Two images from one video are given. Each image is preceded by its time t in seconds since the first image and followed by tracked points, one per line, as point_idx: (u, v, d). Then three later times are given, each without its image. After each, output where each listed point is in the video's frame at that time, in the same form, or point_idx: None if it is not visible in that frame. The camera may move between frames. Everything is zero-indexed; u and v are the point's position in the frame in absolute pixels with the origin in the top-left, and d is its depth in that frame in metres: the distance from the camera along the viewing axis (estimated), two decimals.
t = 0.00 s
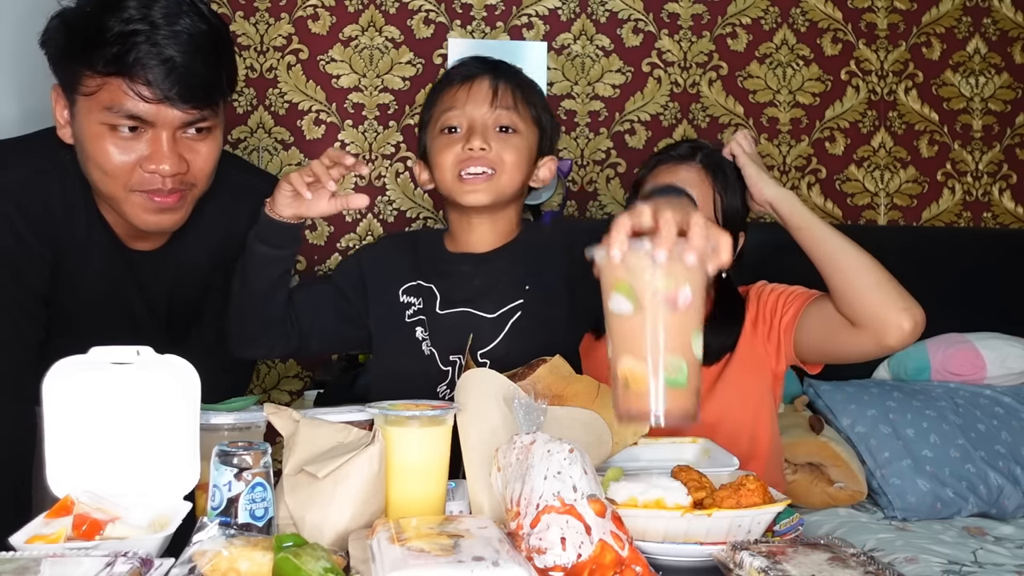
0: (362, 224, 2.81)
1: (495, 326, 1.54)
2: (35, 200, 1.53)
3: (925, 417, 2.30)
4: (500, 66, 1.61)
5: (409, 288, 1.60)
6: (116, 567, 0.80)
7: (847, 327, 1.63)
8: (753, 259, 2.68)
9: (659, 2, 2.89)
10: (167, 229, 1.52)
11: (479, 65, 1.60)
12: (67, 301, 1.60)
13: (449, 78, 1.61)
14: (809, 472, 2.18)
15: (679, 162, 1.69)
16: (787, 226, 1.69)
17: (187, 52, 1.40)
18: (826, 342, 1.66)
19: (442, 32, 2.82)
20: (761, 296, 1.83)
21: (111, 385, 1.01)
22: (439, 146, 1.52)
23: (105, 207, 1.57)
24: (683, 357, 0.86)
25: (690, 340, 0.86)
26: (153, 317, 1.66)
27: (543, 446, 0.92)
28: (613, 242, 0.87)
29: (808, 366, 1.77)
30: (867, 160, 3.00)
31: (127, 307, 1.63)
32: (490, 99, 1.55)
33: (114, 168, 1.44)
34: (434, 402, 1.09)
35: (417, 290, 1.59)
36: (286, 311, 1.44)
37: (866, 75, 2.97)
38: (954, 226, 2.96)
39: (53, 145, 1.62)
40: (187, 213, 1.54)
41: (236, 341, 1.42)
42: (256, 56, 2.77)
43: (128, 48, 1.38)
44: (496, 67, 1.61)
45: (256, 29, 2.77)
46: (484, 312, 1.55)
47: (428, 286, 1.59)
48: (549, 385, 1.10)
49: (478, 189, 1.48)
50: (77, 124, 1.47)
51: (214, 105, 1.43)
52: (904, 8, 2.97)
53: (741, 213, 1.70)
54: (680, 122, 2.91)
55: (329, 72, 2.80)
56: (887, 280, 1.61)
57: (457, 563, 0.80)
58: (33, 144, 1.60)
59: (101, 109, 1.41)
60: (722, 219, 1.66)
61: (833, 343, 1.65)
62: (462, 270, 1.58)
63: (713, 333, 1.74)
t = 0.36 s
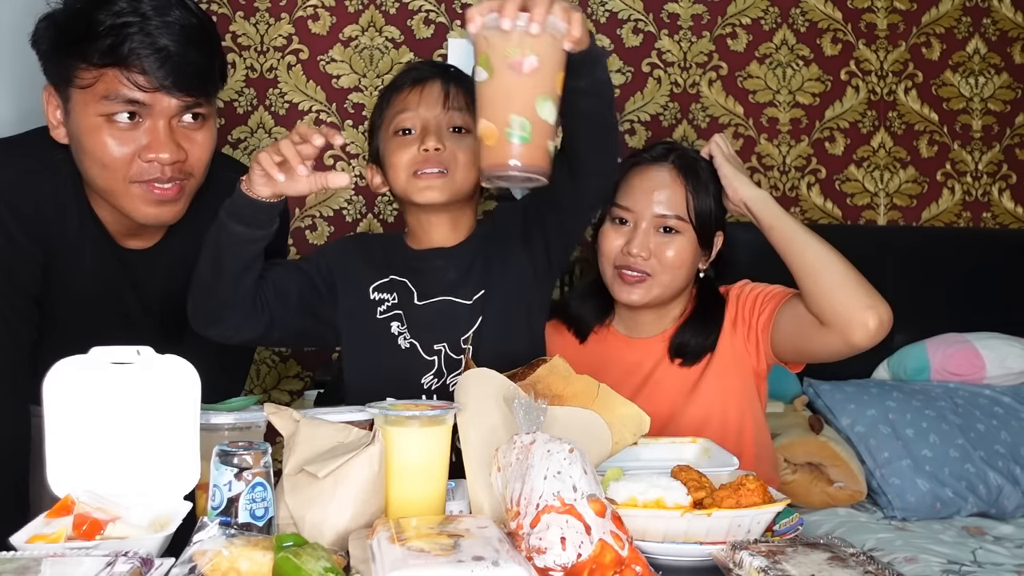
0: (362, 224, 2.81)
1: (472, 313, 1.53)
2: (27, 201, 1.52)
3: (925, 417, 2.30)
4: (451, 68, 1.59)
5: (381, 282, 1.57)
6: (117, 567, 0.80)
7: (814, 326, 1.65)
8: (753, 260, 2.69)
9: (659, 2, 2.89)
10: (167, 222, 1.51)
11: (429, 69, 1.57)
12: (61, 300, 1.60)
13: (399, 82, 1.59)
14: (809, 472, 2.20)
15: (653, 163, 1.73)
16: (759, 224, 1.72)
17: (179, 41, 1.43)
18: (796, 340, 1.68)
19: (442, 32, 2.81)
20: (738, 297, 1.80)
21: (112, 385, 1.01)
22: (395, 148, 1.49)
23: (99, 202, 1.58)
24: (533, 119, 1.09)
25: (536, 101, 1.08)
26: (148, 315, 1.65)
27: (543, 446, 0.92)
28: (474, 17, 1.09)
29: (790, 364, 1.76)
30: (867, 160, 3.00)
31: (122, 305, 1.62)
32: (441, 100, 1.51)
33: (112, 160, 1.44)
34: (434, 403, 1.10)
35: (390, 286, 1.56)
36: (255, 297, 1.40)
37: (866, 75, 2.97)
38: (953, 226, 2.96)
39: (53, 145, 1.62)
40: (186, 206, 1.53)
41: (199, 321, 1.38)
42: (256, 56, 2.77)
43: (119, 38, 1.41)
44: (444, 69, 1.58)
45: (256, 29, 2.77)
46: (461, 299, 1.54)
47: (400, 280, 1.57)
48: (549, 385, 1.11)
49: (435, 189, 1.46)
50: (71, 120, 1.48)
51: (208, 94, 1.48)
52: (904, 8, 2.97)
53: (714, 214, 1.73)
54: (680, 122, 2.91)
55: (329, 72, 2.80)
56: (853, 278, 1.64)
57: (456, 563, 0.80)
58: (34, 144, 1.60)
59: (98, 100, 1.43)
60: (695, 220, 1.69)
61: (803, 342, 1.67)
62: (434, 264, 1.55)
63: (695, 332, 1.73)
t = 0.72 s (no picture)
0: (361, 224, 2.81)
1: (458, 307, 1.54)
2: (14, 205, 1.53)
3: (925, 416, 2.30)
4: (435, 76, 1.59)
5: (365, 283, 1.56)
6: (116, 567, 0.80)
7: (806, 333, 1.63)
8: (754, 260, 2.69)
9: (659, 2, 2.89)
10: (158, 210, 1.51)
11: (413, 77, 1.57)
12: (51, 298, 1.60)
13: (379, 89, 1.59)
14: (809, 472, 2.20)
15: (647, 164, 1.74)
16: (754, 227, 1.69)
17: (163, 28, 1.44)
18: (788, 346, 1.66)
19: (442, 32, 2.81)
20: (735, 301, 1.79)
21: (112, 386, 1.01)
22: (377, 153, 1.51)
23: (84, 197, 1.56)
24: (441, 97, 1.10)
25: (444, 82, 1.09)
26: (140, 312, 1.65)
27: (543, 446, 0.92)
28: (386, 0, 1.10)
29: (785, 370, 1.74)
30: (867, 160, 3.00)
31: (113, 303, 1.62)
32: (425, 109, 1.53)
33: (101, 151, 1.44)
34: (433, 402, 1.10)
35: (376, 285, 1.55)
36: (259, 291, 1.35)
37: (866, 75, 2.97)
38: (953, 226, 2.96)
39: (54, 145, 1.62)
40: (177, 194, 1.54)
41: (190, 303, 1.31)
42: (256, 56, 2.78)
43: (102, 27, 1.41)
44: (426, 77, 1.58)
45: (256, 29, 2.77)
46: (446, 293, 1.54)
47: (385, 279, 1.56)
48: (548, 385, 1.11)
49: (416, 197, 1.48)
50: (57, 114, 1.47)
51: (194, 81, 1.48)
52: (904, 8, 2.97)
53: (710, 216, 1.73)
54: (680, 122, 2.92)
55: (329, 72, 2.80)
56: (848, 288, 1.61)
57: (456, 563, 0.80)
58: (35, 145, 1.60)
59: (85, 91, 1.43)
60: (689, 222, 1.69)
61: (795, 348, 1.65)
62: (417, 265, 1.54)
63: (692, 335, 1.73)
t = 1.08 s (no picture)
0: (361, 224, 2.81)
1: (451, 308, 1.54)
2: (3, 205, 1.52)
3: (925, 417, 2.30)
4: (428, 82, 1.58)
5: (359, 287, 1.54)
6: (116, 567, 0.80)
7: (816, 340, 1.64)
8: (754, 260, 2.69)
9: (659, 2, 2.88)
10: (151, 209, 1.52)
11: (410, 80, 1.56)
12: (44, 298, 1.59)
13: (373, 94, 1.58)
14: (809, 472, 2.19)
15: (656, 164, 1.74)
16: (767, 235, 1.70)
17: (151, 26, 1.43)
18: (797, 352, 1.67)
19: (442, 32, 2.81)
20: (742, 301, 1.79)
21: (112, 385, 1.00)
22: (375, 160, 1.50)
23: (76, 196, 1.56)
24: (433, 137, 1.13)
25: (435, 124, 1.12)
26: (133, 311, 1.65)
27: (543, 446, 0.92)
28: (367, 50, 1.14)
29: (790, 372, 1.74)
30: (867, 160, 3.00)
31: (105, 301, 1.62)
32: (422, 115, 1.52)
33: (93, 150, 1.44)
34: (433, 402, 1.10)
35: (370, 290, 1.54)
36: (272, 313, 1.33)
37: (866, 75, 2.97)
38: (953, 226, 2.96)
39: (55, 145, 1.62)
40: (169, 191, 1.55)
41: (202, 324, 1.31)
42: (256, 56, 2.78)
43: (89, 26, 1.40)
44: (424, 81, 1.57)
45: (256, 29, 2.77)
46: (440, 294, 1.54)
47: (379, 283, 1.55)
48: (549, 385, 1.11)
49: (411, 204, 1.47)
50: (47, 114, 1.47)
51: (184, 79, 1.48)
52: (904, 7, 2.96)
53: (716, 217, 1.73)
54: (680, 122, 2.91)
55: (329, 72, 2.79)
56: (860, 297, 1.61)
57: (456, 563, 0.80)
58: (37, 146, 1.60)
59: (74, 90, 1.43)
60: (695, 223, 1.69)
61: (804, 355, 1.66)
62: (411, 269, 1.54)
63: (697, 338, 1.72)
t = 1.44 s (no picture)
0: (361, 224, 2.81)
1: (451, 309, 1.54)
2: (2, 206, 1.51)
3: (926, 417, 2.30)
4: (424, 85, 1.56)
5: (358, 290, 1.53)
6: (116, 567, 0.80)
7: (824, 343, 1.64)
8: (754, 260, 2.69)
9: (659, 2, 2.88)
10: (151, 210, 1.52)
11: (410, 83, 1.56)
12: (43, 298, 1.58)
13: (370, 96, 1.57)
14: (809, 472, 2.18)
15: (664, 163, 1.74)
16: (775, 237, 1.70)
17: (151, 27, 1.43)
18: (802, 353, 1.66)
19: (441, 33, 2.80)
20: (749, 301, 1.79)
21: (112, 386, 1.00)
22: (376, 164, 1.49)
23: (75, 197, 1.56)
24: (419, 143, 1.09)
25: (421, 130, 1.08)
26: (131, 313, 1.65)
27: (543, 446, 0.92)
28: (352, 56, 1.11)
29: (794, 374, 1.74)
30: (868, 160, 3.00)
31: (105, 302, 1.62)
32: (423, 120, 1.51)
33: (93, 150, 1.44)
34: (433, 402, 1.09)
35: (370, 292, 1.53)
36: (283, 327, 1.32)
37: (866, 75, 2.97)
38: (953, 226, 2.96)
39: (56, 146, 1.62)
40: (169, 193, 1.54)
41: (213, 340, 1.31)
42: (256, 56, 2.78)
43: (89, 27, 1.40)
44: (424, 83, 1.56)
45: (256, 29, 2.77)
46: (440, 295, 1.54)
47: (378, 285, 1.54)
48: (548, 385, 1.11)
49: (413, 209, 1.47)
50: (47, 115, 1.47)
51: (183, 81, 1.47)
52: (904, 7, 2.96)
53: (724, 219, 1.73)
54: (680, 122, 2.91)
55: (329, 72, 2.79)
56: (868, 301, 1.62)
57: (457, 563, 0.80)
58: (36, 146, 1.60)
59: (74, 91, 1.43)
60: (702, 224, 1.69)
61: (809, 357, 1.65)
62: (411, 271, 1.54)
63: (700, 339, 1.72)
